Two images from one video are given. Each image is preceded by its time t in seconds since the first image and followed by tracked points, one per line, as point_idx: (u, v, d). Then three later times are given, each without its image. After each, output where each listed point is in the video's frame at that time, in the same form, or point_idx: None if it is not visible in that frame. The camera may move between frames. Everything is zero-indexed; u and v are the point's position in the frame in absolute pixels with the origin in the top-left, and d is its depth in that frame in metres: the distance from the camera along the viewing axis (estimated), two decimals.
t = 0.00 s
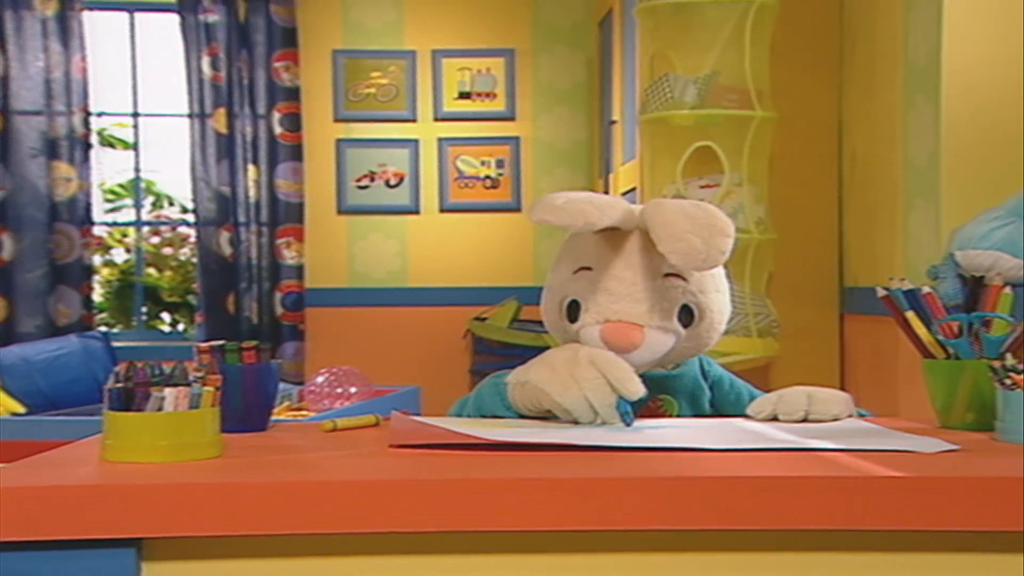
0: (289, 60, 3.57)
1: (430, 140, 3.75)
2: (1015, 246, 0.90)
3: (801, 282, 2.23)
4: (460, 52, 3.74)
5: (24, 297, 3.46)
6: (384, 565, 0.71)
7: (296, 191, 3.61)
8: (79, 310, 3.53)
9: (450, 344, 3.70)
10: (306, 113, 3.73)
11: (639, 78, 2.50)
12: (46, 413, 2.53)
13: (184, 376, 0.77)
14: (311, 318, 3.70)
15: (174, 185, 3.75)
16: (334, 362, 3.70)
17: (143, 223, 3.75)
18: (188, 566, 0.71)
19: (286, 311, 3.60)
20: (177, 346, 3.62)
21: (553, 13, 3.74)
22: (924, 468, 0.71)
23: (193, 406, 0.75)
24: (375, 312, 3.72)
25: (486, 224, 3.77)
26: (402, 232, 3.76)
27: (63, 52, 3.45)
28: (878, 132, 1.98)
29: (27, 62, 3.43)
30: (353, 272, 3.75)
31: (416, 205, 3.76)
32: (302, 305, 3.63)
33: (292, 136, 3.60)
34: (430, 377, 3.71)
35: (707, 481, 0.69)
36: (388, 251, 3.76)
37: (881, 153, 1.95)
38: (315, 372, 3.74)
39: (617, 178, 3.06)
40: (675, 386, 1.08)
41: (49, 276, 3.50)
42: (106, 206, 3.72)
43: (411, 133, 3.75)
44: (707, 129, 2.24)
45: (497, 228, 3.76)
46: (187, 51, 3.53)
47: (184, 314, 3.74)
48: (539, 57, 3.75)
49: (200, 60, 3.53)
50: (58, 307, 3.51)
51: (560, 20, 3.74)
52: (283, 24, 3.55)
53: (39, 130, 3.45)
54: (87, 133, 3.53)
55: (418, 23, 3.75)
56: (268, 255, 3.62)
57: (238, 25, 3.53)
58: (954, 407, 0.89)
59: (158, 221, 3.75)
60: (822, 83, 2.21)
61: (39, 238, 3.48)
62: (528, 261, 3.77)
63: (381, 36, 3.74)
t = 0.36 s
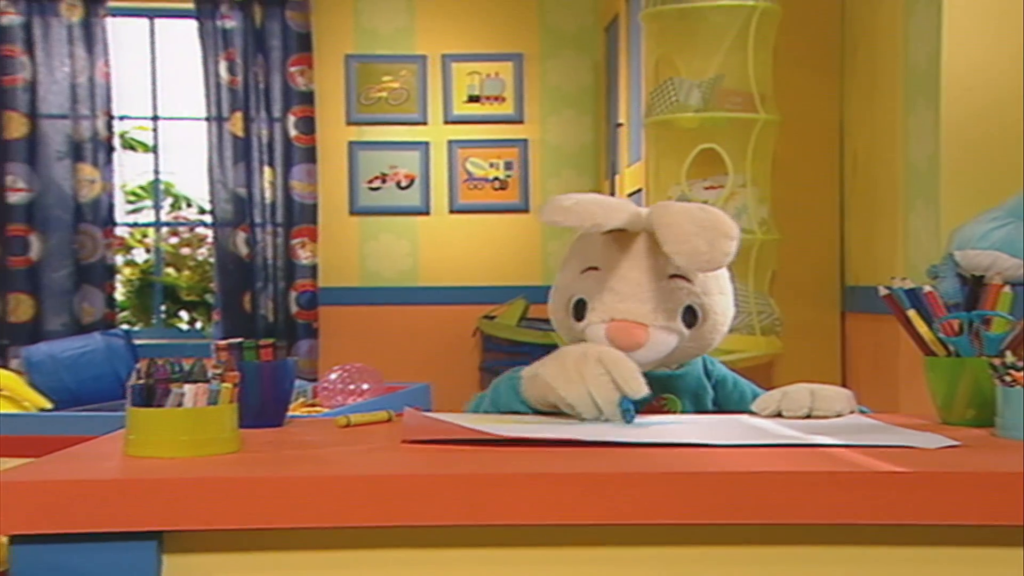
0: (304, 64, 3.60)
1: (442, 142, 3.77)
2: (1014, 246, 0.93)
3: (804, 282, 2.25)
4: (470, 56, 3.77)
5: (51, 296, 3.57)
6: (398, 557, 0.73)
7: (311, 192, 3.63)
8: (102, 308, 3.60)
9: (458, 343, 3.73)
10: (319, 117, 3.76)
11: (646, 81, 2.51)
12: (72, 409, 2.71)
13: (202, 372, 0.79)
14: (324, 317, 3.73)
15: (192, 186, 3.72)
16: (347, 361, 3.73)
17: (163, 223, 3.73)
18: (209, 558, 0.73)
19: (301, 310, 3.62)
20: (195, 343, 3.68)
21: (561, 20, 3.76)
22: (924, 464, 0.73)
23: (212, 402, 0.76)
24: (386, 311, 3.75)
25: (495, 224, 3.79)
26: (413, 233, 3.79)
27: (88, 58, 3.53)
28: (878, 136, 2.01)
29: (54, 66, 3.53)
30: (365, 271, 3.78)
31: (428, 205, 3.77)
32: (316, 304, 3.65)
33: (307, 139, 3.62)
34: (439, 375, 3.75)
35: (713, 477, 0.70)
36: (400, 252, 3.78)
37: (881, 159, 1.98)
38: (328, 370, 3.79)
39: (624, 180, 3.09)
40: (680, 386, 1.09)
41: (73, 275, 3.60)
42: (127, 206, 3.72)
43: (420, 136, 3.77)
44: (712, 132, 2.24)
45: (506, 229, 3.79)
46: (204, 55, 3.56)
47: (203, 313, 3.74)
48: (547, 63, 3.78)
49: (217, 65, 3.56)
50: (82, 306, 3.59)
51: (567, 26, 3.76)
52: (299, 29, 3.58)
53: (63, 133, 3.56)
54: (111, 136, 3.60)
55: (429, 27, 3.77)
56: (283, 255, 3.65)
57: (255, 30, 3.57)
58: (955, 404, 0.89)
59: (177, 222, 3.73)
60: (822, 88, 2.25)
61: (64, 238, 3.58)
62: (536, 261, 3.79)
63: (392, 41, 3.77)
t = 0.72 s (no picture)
0: (317, 69, 3.67)
1: (451, 144, 3.77)
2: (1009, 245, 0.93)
3: (807, 279, 2.28)
4: (480, 60, 3.76)
5: (75, 294, 3.71)
6: (412, 549, 0.75)
7: (323, 193, 3.70)
8: (122, 306, 3.75)
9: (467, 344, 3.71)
10: (331, 121, 3.82)
11: (648, 85, 2.54)
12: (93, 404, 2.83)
13: (220, 369, 0.79)
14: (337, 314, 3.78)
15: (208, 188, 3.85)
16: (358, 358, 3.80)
17: (180, 224, 3.85)
18: (227, 550, 0.74)
19: (314, 308, 3.65)
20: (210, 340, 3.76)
21: (566, 23, 3.80)
22: (924, 459, 0.75)
23: (229, 397, 0.77)
24: (395, 308, 3.75)
25: (502, 225, 3.83)
26: (423, 232, 3.82)
27: (109, 62, 3.66)
28: (877, 138, 2.03)
29: (78, 71, 3.65)
30: (375, 270, 3.87)
31: (437, 205, 3.80)
32: (329, 302, 3.67)
33: (320, 142, 3.68)
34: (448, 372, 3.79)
35: (719, 471, 0.72)
36: (409, 251, 3.81)
37: (880, 160, 2.00)
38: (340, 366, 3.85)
39: (627, 181, 3.11)
40: (688, 385, 1.10)
41: (96, 275, 3.73)
42: (146, 207, 3.83)
43: (431, 138, 3.76)
44: (717, 134, 2.27)
45: (511, 230, 3.82)
46: (221, 60, 3.67)
47: (219, 311, 3.75)
48: (553, 66, 3.79)
49: (234, 69, 3.66)
50: (104, 304, 3.74)
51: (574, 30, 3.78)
52: (312, 34, 3.65)
53: (86, 136, 3.68)
54: (131, 139, 3.73)
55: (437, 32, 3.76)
56: (297, 255, 3.72)
57: (269, 35, 3.67)
58: (953, 398, 0.93)
59: (192, 222, 3.84)
60: (825, 89, 2.27)
61: (87, 238, 3.71)
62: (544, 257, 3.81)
63: (402, 45, 3.74)
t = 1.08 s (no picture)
0: (329, 72, 3.82)
1: (458, 146, 3.94)
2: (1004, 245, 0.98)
3: (806, 277, 2.30)
4: (487, 64, 3.94)
5: (99, 293, 3.83)
6: (421, 544, 0.76)
7: (334, 194, 3.86)
8: (142, 304, 3.85)
9: (477, 340, 3.88)
10: (343, 121, 3.94)
11: (651, 89, 2.59)
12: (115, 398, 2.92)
13: (236, 365, 0.81)
14: (347, 312, 3.92)
15: (225, 189, 3.92)
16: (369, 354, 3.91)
17: (196, 224, 3.93)
18: (243, 543, 0.75)
19: (325, 306, 3.85)
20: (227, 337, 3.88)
21: (571, 29, 3.93)
22: (924, 453, 0.76)
23: (245, 393, 0.79)
24: (408, 307, 3.92)
25: (510, 227, 3.95)
26: (432, 233, 3.96)
27: (129, 67, 3.78)
28: (876, 139, 2.04)
29: (100, 75, 3.79)
30: (385, 268, 3.95)
31: (446, 206, 3.95)
32: (339, 300, 3.87)
33: (331, 143, 3.84)
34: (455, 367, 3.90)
35: (722, 464, 0.74)
36: (418, 250, 3.95)
37: (880, 160, 2.01)
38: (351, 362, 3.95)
39: (631, 182, 3.13)
40: (686, 386, 1.08)
41: (116, 273, 3.87)
42: (164, 208, 3.92)
43: (437, 140, 3.94)
44: (719, 136, 2.31)
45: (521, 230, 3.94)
46: (237, 65, 3.80)
47: (235, 309, 3.91)
48: (558, 71, 3.95)
49: (249, 73, 3.79)
50: (123, 302, 3.84)
51: (578, 33, 3.94)
52: (324, 39, 3.81)
53: (107, 138, 3.82)
54: (150, 142, 3.84)
55: (446, 37, 3.93)
56: (310, 254, 3.88)
57: (284, 40, 3.80)
58: (951, 395, 0.94)
59: (209, 222, 3.92)
60: (826, 91, 2.28)
61: (108, 238, 3.85)
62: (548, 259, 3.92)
63: (411, 50, 3.93)
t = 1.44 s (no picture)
0: (341, 77, 3.86)
1: (467, 148, 3.98)
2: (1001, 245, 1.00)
3: (807, 277, 2.32)
4: (495, 69, 3.97)
5: (120, 292, 3.89)
6: (432, 536, 0.78)
7: (347, 196, 3.88)
8: (161, 303, 3.90)
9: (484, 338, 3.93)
10: (355, 124, 3.98)
11: (655, 91, 2.61)
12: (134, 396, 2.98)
13: (253, 361, 0.83)
14: (359, 311, 3.95)
15: (241, 189, 4.01)
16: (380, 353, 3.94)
17: (214, 225, 4.01)
18: (261, 535, 0.77)
19: (337, 304, 3.87)
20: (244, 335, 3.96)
21: (577, 34, 3.96)
22: (921, 449, 0.78)
23: (262, 389, 0.81)
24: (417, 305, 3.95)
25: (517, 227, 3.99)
26: (441, 233, 3.99)
27: (150, 72, 3.84)
28: (876, 141, 2.06)
29: (122, 80, 3.85)
30: (396, 268, 3.99)
31: (454, 207, 3.98)
32: (352, 299, 3.90)
33: (344, 146, 3.87)
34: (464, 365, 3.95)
35: (724, 460, 0.75)
36: (428, 250, 3.99)
37: (880, 163, 2.03)
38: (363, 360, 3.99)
39: (636, 182, 3.15)
40: (673, 390, 1.00)
41: (138, 273, 3.90)
42: (182, 209, 4.00)
43: (448, 142, 3.98)
44: (720, 138, 2.35)
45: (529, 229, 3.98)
46: (254, 69, 3.84)
47: (250, 307, 4.01)
48: (565, 74, 3.98)
49: (265, 78, 3.84)
50: (144, 300, 3.89)
51: (584, 38, 3.96)
52: (337, 44, 3.84)
53: (130, 142, 3.88)
54: (169, 144, 3.90)
55: (456, 42, 3.97)
56: (322, 254, 3.91)
57: (299, 45, 3.83)
58: (950, 390, 0.95)
59: (224, 223, 4.00)
60: (827, 94, 2.30)
61: (130, 238, 3.90)
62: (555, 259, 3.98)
63: (421, 54, 3.97)
